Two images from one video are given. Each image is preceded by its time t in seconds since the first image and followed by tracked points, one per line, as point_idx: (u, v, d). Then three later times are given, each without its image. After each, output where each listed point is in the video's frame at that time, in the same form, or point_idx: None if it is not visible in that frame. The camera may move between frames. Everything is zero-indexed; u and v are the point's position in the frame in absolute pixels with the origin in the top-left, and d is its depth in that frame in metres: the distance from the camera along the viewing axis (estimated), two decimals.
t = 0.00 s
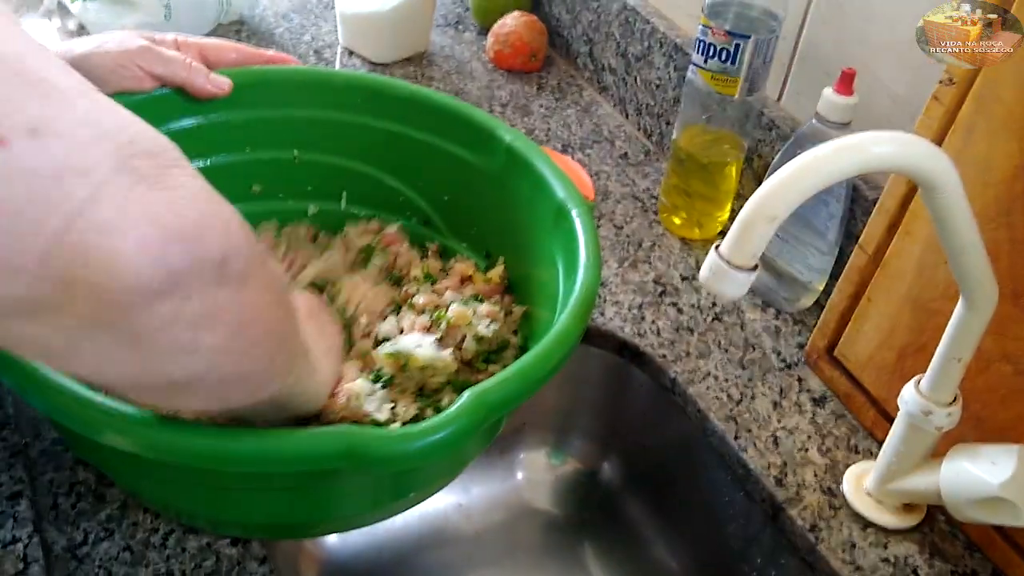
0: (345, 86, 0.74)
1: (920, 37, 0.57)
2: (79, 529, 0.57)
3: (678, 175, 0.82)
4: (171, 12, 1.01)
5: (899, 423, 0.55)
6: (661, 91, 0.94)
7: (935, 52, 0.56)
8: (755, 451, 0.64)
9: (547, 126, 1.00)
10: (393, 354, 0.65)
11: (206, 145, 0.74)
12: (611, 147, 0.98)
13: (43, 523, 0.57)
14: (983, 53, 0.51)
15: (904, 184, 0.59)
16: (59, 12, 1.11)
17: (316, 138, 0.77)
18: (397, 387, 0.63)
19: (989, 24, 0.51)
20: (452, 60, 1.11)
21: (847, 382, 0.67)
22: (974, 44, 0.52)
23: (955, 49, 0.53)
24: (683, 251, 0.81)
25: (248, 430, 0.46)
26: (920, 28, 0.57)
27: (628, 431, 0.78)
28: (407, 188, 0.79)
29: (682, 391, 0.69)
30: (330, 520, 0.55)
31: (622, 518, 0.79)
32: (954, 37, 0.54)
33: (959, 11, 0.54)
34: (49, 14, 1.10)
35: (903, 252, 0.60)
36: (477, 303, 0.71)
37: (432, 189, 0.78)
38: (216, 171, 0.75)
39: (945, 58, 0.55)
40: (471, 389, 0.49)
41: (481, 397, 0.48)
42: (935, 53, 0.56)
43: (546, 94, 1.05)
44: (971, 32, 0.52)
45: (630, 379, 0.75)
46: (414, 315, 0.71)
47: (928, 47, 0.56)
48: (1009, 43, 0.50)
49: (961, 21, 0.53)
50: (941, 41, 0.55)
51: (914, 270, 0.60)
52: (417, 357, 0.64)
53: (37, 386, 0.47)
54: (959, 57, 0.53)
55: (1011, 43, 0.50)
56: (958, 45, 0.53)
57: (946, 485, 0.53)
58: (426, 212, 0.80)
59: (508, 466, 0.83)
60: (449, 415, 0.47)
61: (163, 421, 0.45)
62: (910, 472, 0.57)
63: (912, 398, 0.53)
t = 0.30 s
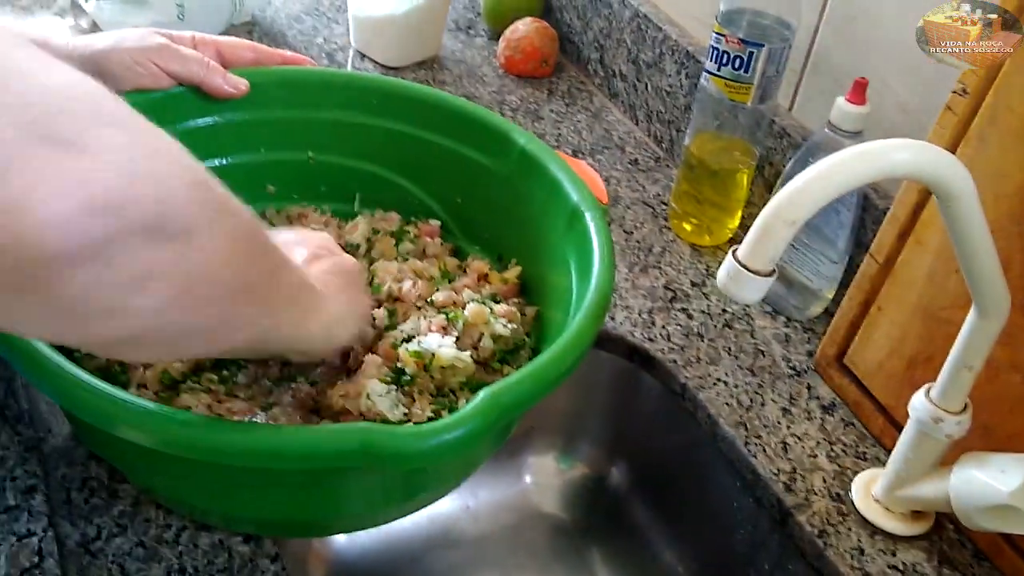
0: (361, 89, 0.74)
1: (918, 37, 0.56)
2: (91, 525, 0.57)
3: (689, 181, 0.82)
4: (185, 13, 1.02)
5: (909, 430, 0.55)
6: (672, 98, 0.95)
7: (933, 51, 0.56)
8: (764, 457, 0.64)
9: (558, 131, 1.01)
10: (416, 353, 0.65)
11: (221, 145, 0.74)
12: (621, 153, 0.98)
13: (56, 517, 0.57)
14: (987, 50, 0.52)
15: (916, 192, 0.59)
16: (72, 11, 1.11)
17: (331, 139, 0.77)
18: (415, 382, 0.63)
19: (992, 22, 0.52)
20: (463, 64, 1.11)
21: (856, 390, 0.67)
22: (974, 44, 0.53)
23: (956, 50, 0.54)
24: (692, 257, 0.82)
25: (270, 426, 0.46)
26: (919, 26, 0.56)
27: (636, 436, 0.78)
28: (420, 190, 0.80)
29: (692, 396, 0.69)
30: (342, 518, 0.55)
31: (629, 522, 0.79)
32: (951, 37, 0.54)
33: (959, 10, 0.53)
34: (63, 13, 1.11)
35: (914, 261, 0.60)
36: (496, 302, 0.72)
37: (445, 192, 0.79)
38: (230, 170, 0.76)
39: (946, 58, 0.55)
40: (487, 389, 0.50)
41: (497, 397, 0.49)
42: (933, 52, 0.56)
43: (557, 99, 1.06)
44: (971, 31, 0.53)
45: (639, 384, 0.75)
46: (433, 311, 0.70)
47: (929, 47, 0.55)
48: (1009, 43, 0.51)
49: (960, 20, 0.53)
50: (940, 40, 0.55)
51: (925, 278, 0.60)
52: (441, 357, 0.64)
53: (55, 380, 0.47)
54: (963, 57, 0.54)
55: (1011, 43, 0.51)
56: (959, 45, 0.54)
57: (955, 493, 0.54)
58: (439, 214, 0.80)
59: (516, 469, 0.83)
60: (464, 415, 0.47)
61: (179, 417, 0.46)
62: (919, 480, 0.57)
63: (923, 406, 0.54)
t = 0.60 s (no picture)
0: (373, 98, 0.75)
1: (921, 36, 0.61)
2: (101, 524, 0.58)
3: (693, 194, 0.83)
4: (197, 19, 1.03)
5: (908, 444, 0.56)
6: (678, 112, 0.96)
7: (934, 51, 0.61)
8: (765, 468, 0.65)
9: (564, 143, 1.02)
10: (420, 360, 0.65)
11: (232, 150, 0.75)
12: (626, 165, 0.99)
13: (66, 516, 0.58)
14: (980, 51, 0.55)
15: (918, 210, 0.60)
16: (86, 15, 1.13)
17: (341, 147, 0.79)
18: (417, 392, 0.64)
19: (988, 24, 0.55)
20: (471, 75, 1.13)
21: (856, 404, 0.68)
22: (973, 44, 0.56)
23: (956, 49, 0.58)
24: (696, 270, 0.83)
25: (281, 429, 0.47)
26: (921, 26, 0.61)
27: (638, 446, 0.79)
28: (428, 199, 0.81)
29: (694, 407, 0.70)
30: (348, 522, 0.56)
31: (629, 531, 0.80)
32: (951, 36, 0.59)
33: (959, 11, 0.58)
34: (76, 17, 1.13)
35: (914, 277, 0.61)
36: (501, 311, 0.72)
37: (453, 201, 0.80)
38: (242, 176, 0.77)
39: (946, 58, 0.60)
40: (493, 396, 0.51)
41: (504, 404, 0.49)
42: (934, 52, 0.61)
43: (563, 111, 1.07)
44: (971, 30, 0.57)
45: (642, 395, 0.76)
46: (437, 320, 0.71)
47: (930, 47, 0.61)
48: (1005, 43, 0.53)
49: (962, 20, 0.58)
50: (941, 41, 0.60)
51: (925, 294, 0.61)
52: (446, 365, 0.65)
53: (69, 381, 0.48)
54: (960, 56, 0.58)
55: (1011, 43, 0.53)
56: (959, 45, 0.58)
57: (952, 507, 0.54)
58: (446, 223, 0.81)
59: (518, 477, 0.84)
60: (471, 422, 0.48)
61: (189, 419, 0.47)
62: (916, 493, 0.58)
63: (921, 420, 0.55)
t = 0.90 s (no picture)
0: (382, 119, 0.77)
1: (921, 36, 0.65)
2: (111, 537, 0.59)
3: (698, 215, 0.84)
4: (210, 38, 1.04)
5: (907, 465, 0.57)
6: (683, 134, 0.97)
7: (933, 50, 0.65)
8: (766, 488, 0.66)
9: (571, 163, 1.03)
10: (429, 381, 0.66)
11: (244, 169, 0.77)
12: (632, 185, 1.00)
13: (77, 529, 0.59)
14: (985, 49, 0.60)
15: (919, 235, 0.61)
16: (101, 33, 1.15)
17: (351, 166, 0.80)
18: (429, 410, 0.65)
19: (989, 23, 0.59)
20: (479, 95, 1.14)
21: (857, 425, 0.69)
22: (975, 43, 0.61)
23: (957, 48, 0.63)
24: (700, 290, 0.84)
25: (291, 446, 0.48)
26: (921, 27, 0.65)
27: (642, 465, 0.80)
28: (436, 217, 0.82)
29: (697, 427, 0.70)
30: (354, 537, 0.57)
31: (632, 549, 0.80)
32: (951, 37, 0.63)
33: (958, 11, 0.61)
34: (92, 35, 1.15)
35: (916, 300, 0.62)
36: (508, 330, 0.73)
37: (461, 220, 0.81)
38: (253, 193, 0.79)
39: (946, 57, 0.64)
40: (498, 415, 0.52)
41: (508, 423, 0.50)
42: (934, 51, 0.65)
43: (570, 131, 1.08)
44: (971, 30, 0.60)
45: (645, 414, 0.77)
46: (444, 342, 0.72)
47: (930, 46, 0.65)
48: (1005, 43, 0.58)
49: (961, 20, 0.61)
50: (941, 41, 0.63)
51: (925, 317, 0.62)
52: (454, 385, 0.66)
53: (82, 395, 0.49)
54: (963, 55, 0.63)
55: (1009, 41, 0.57)
56: (960, 44, 0.62)
57: (952, 529, 0.55)
58: (454, 242, 0.82)
59: (523, 494, 0.84)
60: (475, 441, 0.49)
61: (200, 434, 0.48)
62: (916, 514, 0.58)
63: (920, 443, 0.55)
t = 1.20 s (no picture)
0: (382, 125, 0.77)
1: (921, 36, 0.65)
2: (110, 543, 0.59)
3: (696, 219, 0.85)
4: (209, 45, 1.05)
5: (906, 467, 0.57)
6: (681, 137, 0.97)
7: (934, 50, 0.65)
8: (764, 491, 0.66)
9: (569, 167, 1.03)
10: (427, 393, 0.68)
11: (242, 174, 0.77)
12: (630, 189, 1.00)
13: (75, 535, 0.59)
14: (984, 49, 0.59)
15: (915, 237, 0.61)
16: (100, 41, 1.15)
17: (350, 171, 0.80)
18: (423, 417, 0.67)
19: (989, 24, 0.58)
20: (477, 100, 1.14)
21: (854, 427, 0.69)
22: (975, 43, 0.60)
23: (957, 48, 0.62)
24: (698, 293, 0.84)
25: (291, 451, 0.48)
26: (921, 27, 0.65)
27: (641, 468, 0.80)
28: (435, 224, 0.82)
29: (695, 430, 0.70)
30: (351, 542, 0.57)
31: (632, 553, 0.80)
32: (950, 37, 0.62)
33: (959, 11, 0.61)
34: (92, 43, 1.15)
35: (913, 302, 0.62)
36: (504, 335, 0.73)
37: (461, 226, 0.81)
38: (251, 199, 0.79)
39: (947, 57, 0.64)
40: (494, 419, 0.52)
41: (504, 426, 0.50)
42: (934, 51, 0.65)
43: (568, 136, 1.09)
44: (971, 30, 0.60)
45: (644, 417, 0.77)
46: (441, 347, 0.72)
47: (931, 46, 0.65)
48: (1004, 43, 0.56)
49: (962, 20, 0.61)
50: (941, 40, 0.63)
51: (923, 318, 0.62)
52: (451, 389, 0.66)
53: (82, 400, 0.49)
54: (963, 55, 0.62)
55: (1008, 42, 0.56)
56: (959, 44, 0.62)
57: (951, 530, 0.55)
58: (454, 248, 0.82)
59: (522, 498, 0.84)
60: (472, 445, 0.49)
61: (199, 440, 0.48)
62: (914, 516, 0.58)
63: (918, 444, 0.55)
